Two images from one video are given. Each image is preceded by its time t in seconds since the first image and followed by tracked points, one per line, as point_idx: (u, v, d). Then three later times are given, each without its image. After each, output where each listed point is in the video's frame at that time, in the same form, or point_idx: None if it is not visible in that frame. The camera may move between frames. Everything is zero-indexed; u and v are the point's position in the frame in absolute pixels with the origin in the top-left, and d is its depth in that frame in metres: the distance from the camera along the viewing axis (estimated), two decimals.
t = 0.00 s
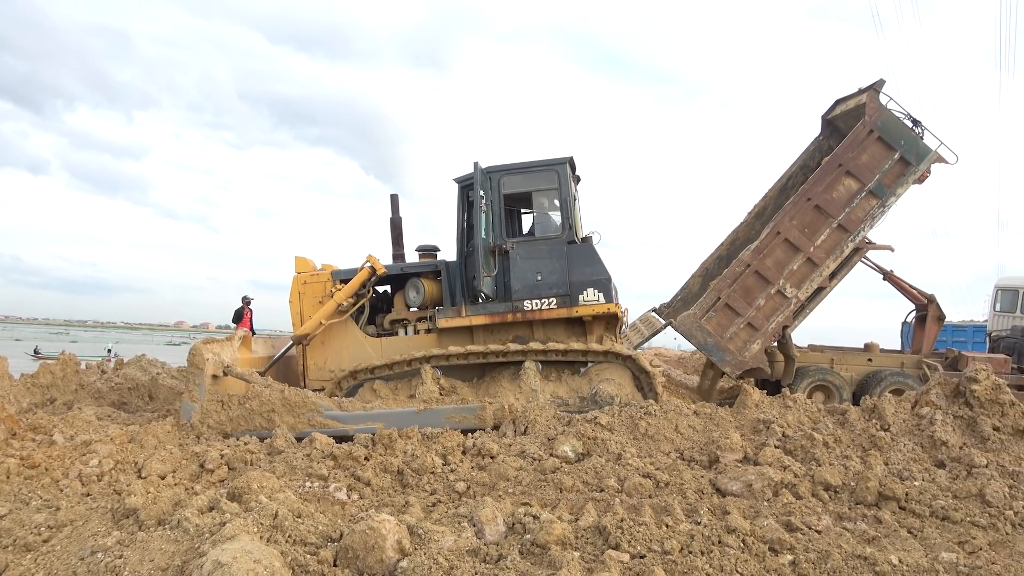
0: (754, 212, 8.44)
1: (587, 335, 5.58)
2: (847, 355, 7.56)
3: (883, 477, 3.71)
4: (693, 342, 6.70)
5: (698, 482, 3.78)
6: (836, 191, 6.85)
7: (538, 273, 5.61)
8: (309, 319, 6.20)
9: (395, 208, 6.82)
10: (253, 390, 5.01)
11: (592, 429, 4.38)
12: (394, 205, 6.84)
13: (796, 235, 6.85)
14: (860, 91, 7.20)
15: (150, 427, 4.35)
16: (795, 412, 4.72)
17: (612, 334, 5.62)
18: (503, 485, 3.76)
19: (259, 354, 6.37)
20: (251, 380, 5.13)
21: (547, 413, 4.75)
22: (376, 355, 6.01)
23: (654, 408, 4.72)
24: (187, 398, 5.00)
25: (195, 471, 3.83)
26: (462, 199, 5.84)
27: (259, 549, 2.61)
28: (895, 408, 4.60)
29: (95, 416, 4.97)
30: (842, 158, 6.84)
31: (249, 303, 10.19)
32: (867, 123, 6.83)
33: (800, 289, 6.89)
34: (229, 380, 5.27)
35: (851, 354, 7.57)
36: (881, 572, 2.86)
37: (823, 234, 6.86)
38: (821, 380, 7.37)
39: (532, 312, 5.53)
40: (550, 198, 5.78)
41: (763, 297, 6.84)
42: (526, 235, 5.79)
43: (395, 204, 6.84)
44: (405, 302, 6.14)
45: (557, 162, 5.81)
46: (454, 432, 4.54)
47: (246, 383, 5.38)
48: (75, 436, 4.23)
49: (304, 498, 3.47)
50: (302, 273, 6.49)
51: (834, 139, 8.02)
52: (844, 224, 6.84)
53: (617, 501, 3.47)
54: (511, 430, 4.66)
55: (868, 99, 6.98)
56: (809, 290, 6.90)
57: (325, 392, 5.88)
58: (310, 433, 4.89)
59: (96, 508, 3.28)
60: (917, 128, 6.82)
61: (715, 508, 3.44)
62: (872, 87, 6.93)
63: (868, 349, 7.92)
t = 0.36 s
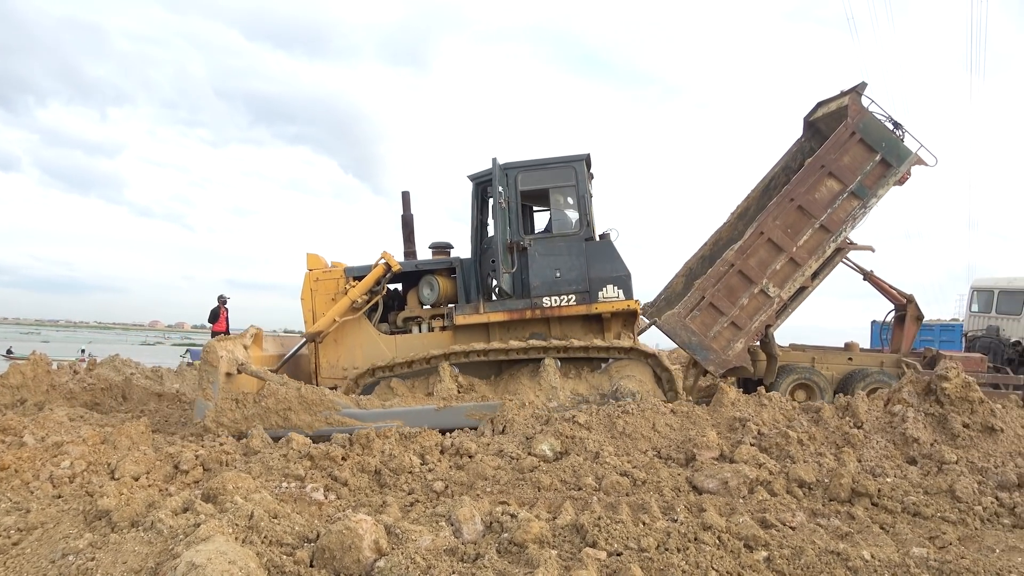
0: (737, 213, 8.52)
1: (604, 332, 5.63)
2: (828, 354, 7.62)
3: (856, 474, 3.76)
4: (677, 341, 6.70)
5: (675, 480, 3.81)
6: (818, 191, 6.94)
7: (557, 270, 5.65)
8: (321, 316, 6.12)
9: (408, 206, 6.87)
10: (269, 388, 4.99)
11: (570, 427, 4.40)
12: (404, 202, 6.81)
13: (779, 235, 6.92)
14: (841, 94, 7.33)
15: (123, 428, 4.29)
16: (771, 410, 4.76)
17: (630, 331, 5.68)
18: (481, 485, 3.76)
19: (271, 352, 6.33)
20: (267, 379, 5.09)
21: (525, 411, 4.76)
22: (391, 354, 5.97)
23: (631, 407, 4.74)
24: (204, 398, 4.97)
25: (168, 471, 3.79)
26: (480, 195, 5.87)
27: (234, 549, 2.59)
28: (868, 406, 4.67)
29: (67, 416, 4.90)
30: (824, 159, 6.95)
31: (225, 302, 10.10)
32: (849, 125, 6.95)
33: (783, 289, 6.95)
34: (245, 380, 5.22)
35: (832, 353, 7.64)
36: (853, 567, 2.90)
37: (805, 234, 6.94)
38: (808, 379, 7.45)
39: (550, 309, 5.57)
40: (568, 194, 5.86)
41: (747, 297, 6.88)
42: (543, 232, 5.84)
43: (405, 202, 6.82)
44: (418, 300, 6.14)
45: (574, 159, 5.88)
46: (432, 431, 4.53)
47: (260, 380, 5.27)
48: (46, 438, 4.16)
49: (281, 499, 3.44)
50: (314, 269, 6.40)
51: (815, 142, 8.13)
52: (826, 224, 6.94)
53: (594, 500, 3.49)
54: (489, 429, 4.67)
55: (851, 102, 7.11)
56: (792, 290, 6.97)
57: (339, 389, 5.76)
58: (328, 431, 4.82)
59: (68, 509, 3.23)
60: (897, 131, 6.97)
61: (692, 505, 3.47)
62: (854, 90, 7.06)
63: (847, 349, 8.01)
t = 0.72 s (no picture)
0: (708, 214, 8.62)
1: (612, 328, 5.85)
2: (796, 352, 7.75)
3: (815, 469, 3.84)
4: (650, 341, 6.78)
5: (639, 476, 3.84)
6: (785, 192, 7.03)
7: (568, 266, 5.85)
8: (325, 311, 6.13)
9: (411, 200, 6.92)
10: (275, 385, 4.93)
11: (536, 425, 4.41)
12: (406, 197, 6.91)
13: (747, 235, 7.00)
14: (807, 97, 7.43)
15: (80, 428, 4.20)
16: (734, 406, 4.83)
17: (637, 327, 5.92)
18: (447, 483, 3.75)
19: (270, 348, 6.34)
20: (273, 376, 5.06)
21: (491, 409, 4.77)
22: (396, 350, 6.03)
23: (597, 404, 4.78)
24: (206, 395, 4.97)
25: (127, 472, 3.71)
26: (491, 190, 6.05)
27: (194, 550, 2.56)
28: (827, 402, 4.76)
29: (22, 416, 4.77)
30: (791, 161, 7.04)
31: (187, 298, 9.93)
32: (815, 127, 7.05)
33: (752, 289, 7.05)
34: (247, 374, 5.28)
35: (800, 351, 7.77)
36: (811, 560, 2.96)
37: (773, 234, 7.03)
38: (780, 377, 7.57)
39: (561, 304, 5.78)
40: (577, 191, 6.09)
41: (716, 296, 6.98)
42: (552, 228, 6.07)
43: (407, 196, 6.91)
44: (423, 295, 6.28)
45: (584, 155, 6.13)
46: (397, 429, 4.51)
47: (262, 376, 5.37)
48: None
49: (243, 498, 3.40)
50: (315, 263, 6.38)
51: (782, 143, 8.26)
52: (793, 224, 7.03)
53: (560, 496, 3.51)
54: (455, 427, 4.66)
55: (816, 104, 7.21)
56: (760, 289, 7.08)
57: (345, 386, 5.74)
58: (336, 427, 4.77)
59: (21, 511, 3.15)
60: (861, 132, 7.08)
61: (656, 501, 3.51)
62: (819, 93, 7.16)
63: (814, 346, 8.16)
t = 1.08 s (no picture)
0: (682, 215, 8.71)
1: (621, 328, 5.93)
2: (769, 351, 7.88)
3: (773, 465, 3.91)
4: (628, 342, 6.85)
5: (601, 474, 3.88)
6: (758, 194, 7.12)
7: (579, 265, 5.88)
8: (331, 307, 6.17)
9: (415, 194, 6.97)
10: (283, 381, 4.88)
11: (499, 423, 4.42)
12: (410, 192, 6.98)
13: (722, 236, 7.07)
14: (778, 100, 7.53)
15: (30, 428, 4.09)
16: (695, 404, 4.89)
17: (645, 327, 6.00)
18: (409, 482, 3.74)
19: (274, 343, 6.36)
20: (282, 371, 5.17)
21: (454, 408, 4.76)
22: (402, 346, 6.09)
23: (559, 402, 4.80)
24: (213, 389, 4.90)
25: (80, 474, 3.62)
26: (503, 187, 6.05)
27: (148, 554, 2.51)
28: (784, 399, 4.85)
29: None
30: (763, 163, 7.13)
31: (142, 296, 9.72)
32: (785, 130, 7.15)
33: (726, 289, 7.15)
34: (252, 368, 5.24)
35: (773, 350, 7.91)
36: (768, 555, 3.02)
37: (747, 236, 7.12)
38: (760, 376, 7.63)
39: (572, 303, 5.79)
40: (588, 190, 6.10)
41: (692, 297, 7.06)
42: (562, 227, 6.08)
43: (411, 192, 6.98)
44: (428, 292, 6.31)
45: (594, 154, 6.15)
46: (358, 428, 4.48)
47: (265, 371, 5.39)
48: None
49: (200, 500, 3.34)
50: (320, 258, 6.42)
51: (754, 146, 8.37)
52: (765, 226, 7.14)
53: (522, 494, 3.52)
54: (417, 425, 4.64)
55: (786, 107, 7.32)
56: (734, 289, 7.18)
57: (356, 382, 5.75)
58: (347, 424, 4.80)
59: None
60: (830, 135, 7.21)
61: (617, 498, 3.54)
62: (789, 96, 7.27)
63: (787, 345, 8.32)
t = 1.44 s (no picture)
0: (660, 218, 8.66)
1: (627, 329, 5.99)
2: (746, 350, 8.03)
3: (725, 461, 3.99)
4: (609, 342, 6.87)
5: (557, 472, 3.90)
6: (736, 198, 7.23)
7: (589, 266, 5.91)
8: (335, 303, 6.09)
9: (418, 190, 6.90)
10: (291, 376, 4.97)
11: (455, 421, 4.42)
12: (415, 188, 6.91)
13: (702, 238, 7.15)
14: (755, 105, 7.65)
15: None
16: (649, 402, 4.94)
17: (649, 328, 6.06)
18: (365, 482, 3.71)
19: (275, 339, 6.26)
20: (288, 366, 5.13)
21: (410, 407, 4.74)
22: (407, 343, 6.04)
23: (516, 400, 4.81)
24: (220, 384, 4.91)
25: (22, 476, 3.51)
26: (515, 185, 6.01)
27: (93, 558, 2.45)
28: (736, 397, 4.94)
29: None
30: (742, 167, 7.23)
31: (88, 294, 9.46)
32: (763, 135, 7.26)
33: (706, 289, 7.24)
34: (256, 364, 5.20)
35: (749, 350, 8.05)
36: (720, 549, 3.08)
37: (726, 237, 7.23)
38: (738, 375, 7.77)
39: (581, 304, 5.83)
40: (597, 191, 6.08)
41: (673, 297, 7.12)
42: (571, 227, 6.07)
43: (416, 188, 6.91)
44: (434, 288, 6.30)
45: (605, 155, 6.11)
46: (312, 428, 4.42)
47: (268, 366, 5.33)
48: None
49: (149, 503, 3.27)
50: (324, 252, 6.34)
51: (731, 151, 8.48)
52: (743, 228, 7.27)
53: (478, 493, 3.53)
54: (373, 424, 4.61)
55: (764, 113, 7.44)
56: (714, 289, 7.28)
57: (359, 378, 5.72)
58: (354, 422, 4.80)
59: None
60: (805, 140, 7.36)
61: (573, 495, 3.57)
62: (766, 102, 7.40)
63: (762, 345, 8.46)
